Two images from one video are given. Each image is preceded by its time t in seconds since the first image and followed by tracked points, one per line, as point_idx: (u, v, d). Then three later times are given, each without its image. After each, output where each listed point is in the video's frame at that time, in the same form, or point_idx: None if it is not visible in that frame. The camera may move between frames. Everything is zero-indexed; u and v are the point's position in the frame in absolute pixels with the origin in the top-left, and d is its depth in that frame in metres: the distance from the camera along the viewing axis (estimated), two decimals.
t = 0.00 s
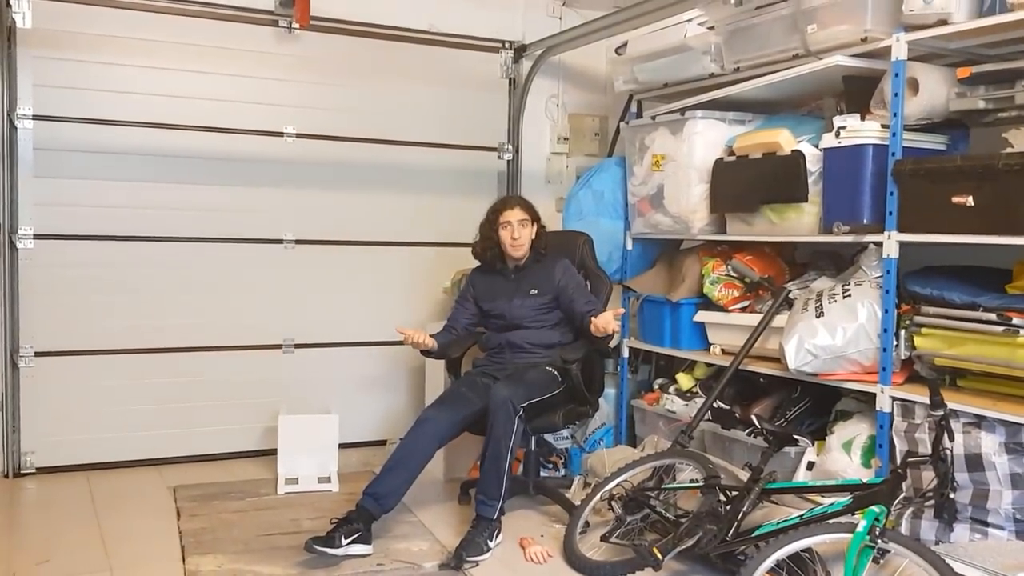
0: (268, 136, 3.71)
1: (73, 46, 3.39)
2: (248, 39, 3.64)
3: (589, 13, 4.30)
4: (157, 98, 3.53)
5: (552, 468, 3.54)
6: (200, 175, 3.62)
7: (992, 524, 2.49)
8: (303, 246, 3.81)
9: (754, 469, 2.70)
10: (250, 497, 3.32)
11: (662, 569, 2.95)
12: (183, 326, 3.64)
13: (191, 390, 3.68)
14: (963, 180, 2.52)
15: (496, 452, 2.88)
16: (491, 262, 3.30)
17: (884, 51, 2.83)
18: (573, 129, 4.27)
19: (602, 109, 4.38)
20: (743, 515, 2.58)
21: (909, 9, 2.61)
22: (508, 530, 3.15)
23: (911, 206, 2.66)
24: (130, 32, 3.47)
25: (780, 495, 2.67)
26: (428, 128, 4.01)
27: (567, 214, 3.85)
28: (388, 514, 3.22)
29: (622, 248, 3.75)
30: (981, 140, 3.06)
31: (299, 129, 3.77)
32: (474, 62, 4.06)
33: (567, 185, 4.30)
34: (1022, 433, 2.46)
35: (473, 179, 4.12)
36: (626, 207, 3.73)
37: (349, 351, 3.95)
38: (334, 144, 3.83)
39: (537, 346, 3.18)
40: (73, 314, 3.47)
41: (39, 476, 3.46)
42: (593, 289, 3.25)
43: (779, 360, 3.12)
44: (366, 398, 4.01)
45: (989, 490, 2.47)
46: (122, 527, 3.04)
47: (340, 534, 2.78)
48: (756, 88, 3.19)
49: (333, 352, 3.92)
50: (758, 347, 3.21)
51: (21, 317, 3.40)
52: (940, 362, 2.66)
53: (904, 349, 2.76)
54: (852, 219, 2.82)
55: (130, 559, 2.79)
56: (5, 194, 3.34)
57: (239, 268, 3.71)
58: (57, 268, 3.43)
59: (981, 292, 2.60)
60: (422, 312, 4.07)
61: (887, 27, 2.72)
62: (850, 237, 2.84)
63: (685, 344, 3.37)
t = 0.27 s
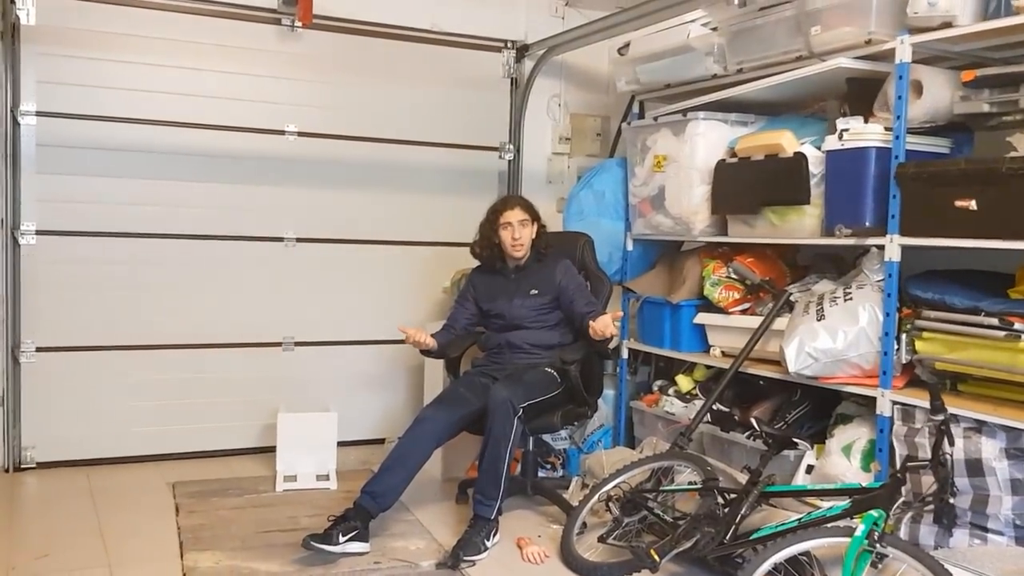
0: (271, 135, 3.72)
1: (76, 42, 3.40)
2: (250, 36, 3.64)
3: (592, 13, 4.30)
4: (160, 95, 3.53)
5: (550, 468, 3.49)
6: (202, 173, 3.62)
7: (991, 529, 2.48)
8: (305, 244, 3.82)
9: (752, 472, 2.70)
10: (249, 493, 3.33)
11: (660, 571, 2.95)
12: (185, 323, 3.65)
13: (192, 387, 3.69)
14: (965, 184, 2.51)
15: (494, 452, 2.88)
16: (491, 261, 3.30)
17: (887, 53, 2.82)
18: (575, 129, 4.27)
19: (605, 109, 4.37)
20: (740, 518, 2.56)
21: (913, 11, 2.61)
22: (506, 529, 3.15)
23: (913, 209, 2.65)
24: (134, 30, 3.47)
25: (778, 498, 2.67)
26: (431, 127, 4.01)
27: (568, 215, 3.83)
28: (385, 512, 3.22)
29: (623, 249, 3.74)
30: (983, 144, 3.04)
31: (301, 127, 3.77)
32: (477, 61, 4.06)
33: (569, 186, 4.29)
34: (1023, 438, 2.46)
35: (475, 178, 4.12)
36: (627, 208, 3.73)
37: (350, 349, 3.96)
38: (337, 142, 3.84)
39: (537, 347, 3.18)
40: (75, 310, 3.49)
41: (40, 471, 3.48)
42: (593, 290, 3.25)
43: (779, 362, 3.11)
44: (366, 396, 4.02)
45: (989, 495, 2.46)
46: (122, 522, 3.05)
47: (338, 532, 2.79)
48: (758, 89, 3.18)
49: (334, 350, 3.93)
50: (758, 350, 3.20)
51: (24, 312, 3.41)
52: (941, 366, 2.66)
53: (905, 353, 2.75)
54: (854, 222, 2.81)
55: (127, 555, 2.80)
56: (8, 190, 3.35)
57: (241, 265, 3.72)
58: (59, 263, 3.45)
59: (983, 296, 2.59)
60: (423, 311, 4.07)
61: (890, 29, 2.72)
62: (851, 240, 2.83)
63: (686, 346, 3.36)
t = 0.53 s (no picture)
0: (270, 133, 3.71)
1: (76, 40, 3.38)
2: (250, 35, 3.63)
3: (593, 13, 4.30)
4: (160, 93, 3.52)
5: (550, 468, 3.51)
6: (201, 171, 3.61)
7: (988, 529, 2.49)
8: (304, 243, 3.81)
9: (751, 471, 2.69)
10: (248, 493, 3.32)
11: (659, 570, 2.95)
12: (183, 322, 3.64)
13: (190, 386, 3.68)
14: (964, 185, 2.52)
15: (494, 451, 2.88)
16: (492, 261, 3.30)
17: (886, 54, 2.82)
18: (576, 129, 4.27)
19: (605, 109, 4.37)
20: (740, 518, 2.56)
21: (912, 13, 2.62)
22: (506, 529, 3.15)
23: (912, 210, 2.66)
24: (134, 27, 3.46)
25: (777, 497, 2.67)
26: (430, 126, 4.00)
27: (568, 215, 3.83)
28: (385, 512, 3.22)
29: (623, 249, 3.74)
30: (983, 145, 3.06)
31: (301, 126, 3.76)
32: (477, 60, 4.06)
33: (569, 185, 4.30)
34: (1020, 438, 2.47)
35: (475, 178, 4.12)
36: (627, 208, 3.73)
37: (349, 349, 3.95)
38: (336, 141, 3.83)
39: (537, 346, 3.18)
40: (73, 309, 3.47)
41: (37, 471, 3.46)
42: (592, 290, 3.25)
43: (778, 362, 3.12)
44: (365, 396, 4.01)
45: (987, 495, 2.47)
46: (120, 522, 3.04)
47: (337, 532, 2.78)
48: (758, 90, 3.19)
49: (332, 349, 3.92)
50: (757, 349, 3.21)
51: (21, 311, 3.40)
52: (939, 366, 2.67)
53: (904, 353, 2.75)
54: (853, 223, 2.82)
55: (127, 555, 2.78)
56: (7, 188, 3.34)
57: (239, 264, 3.71)
58: (57, 262, 3.43)
59: (981, 296, 2.60)
60: (422, 310, 4.06)
61: (889, 30, 2.73)
62: (851, 240, 2.84)
63: (685, 346, 3.36)
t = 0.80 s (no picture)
0: (269, 134, 3.71)
1: (76, 40, 3.38)
2: (249, 36, 3.63)
3: (592, 15, 4.31)
4: (159, 94, 3.52)
5: (550, 469, 3.50)
6: (200, 172, 3.61)
7: (987, 529, 2.50)
8: (302, 244, 3.81)
9: (750, 471, 2.68)
10: (247, 495, 3.31)
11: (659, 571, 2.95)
12: (181, 323, 3.63)
13: (187, 388, 3.67)
14: (962, 186, 2.53)
15: (494, 452, 2.88)
16: (491, 262, 3.31)
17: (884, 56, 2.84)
18: (575, 130, 4.28)
19: (604, 111, 4.38)
20: (739, 518, 2.56)
21: (910, 15, 2.63)
22: (506, 530, 3.14)
23: (910, 211, 2.67)
24: (133, 28, 3.46)
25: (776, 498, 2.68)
26: (429, 127, 4.01)
27: (567, 216, 3.84)
28: (385, 513, 3.22)
29: (622, 250, 3.75)
30: (981, 146, 3.07)
31: (300, 127, 3.76)
32: (477, 62, 4.07)
33: (569, 186, 4.30)
34: (1018, 439, 2.48)
35: (474, 179, 4.12)
36: (626, 209, 3.74)
37: (347, 350, 3.94)
38: (335, 142, 3.83)
39: (536, 347, 3.19)
40: (70, 310, 3.46)
41: (34, 473, 3.45)
42: (592, 291, 3.25)
43: (776, 363, 3.13)
44: (363, 397, 4.01)
45: (985, 495, 2.48)
46: (117, 524, 3.03)
47: (336, 533, 2.78)
48: (757, 92, 3.21)
49: (330, 351, 3.91)
50: (756, 350, 3.22)
51: (18, 312, 3.38)
52: (937, 367, 2.68)
53: (903, 353, 2.77)
54: (851, 224, 2.83)
55: (126, 556, 2.77)
56: (5, 189, 3.33)
57: (237, 265, 3.70)
58: (55, 263, 3.42)
59: (978, 297, 2.61)
60: (421, 312, 4.06)
61: (887, 33, 2.75)
62: (849, 241, 2.85)
63: (683, 347, 3.37)
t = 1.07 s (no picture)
0: (269, 133, 3.71)
1: (76, 40, 3.38)
2: (249, 35, 3.63)
3: (591, 13, 4.31)
4: (158, 94, 3.52)
5: (549, 467, 3.51)
6: (200, 171, 3.61)
7: (987, 528, 2.49)
8: (302, 243, 3.81)
9: (750, 470, 2.68)
10: (247, 493, 3.32)
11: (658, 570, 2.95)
12: (182, 322, 3.64)
13: (188, 386, 3.68)
14: (962, 185, 2.52)
15: (494, 451, 2.89)
16: (491, 261, 3.31)
17: (885, 54, 2.83)
18: (574, 129, 4.27)
19: (604, 110, 4.38)
20: (738, 518, 2.56)
21: (911, 13, 2.62)
22: (505, 529, 3.14)
23: (911, 210, 2.66)
24: (133, 28, 3.46)
25: (776, 497, 2.67)
26: (429, 126, 4.00)
27: (567, 215, 3.84)
28: (384, 512, 3.22)
29: (622, 249, 3.75)
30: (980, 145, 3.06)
31: (300, 126, 3.76)
32: (476, 60, 4.06)
33: (568, 185, 4.30)
34: (1019, 438, 2.47)
35: (474, 178, 4.12)
36: (626, 208, 3.73)
37: (348, 349, 3.95)
38: (335, 142, 3.83)
39: (536, 346, 3.19)
40: (71, 309, 3.47)
41: (35, 471, 3.46)
42: (591, 290, 3.25)
43: (776, 362, 3.12)
44: (364, 396, 4.01)
45: (985, 494, 2.47)
46: (118, 523, 3.04)
47: (336, 532, 2.78)
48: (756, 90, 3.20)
49: (331, 350, 3.92)
50: (756, 349, 3.21)
51: (19, 311, 3.40)
52: (937, 366, 2.67)
53: (903, 352, 2.76)
54: (851, 222, 2.82)
55: (126, 555, 2.78)
56: (5, 188, 3.33)
57: (237, 264, 3.71)
58: (56, 263, 3.43)
59: (979, 296, 2.60)
60: (421, 311, 4.06)
61: (888, 30, 2.74)
62: (848, 240, 2.85)
63: (684, 346, 3.37)
